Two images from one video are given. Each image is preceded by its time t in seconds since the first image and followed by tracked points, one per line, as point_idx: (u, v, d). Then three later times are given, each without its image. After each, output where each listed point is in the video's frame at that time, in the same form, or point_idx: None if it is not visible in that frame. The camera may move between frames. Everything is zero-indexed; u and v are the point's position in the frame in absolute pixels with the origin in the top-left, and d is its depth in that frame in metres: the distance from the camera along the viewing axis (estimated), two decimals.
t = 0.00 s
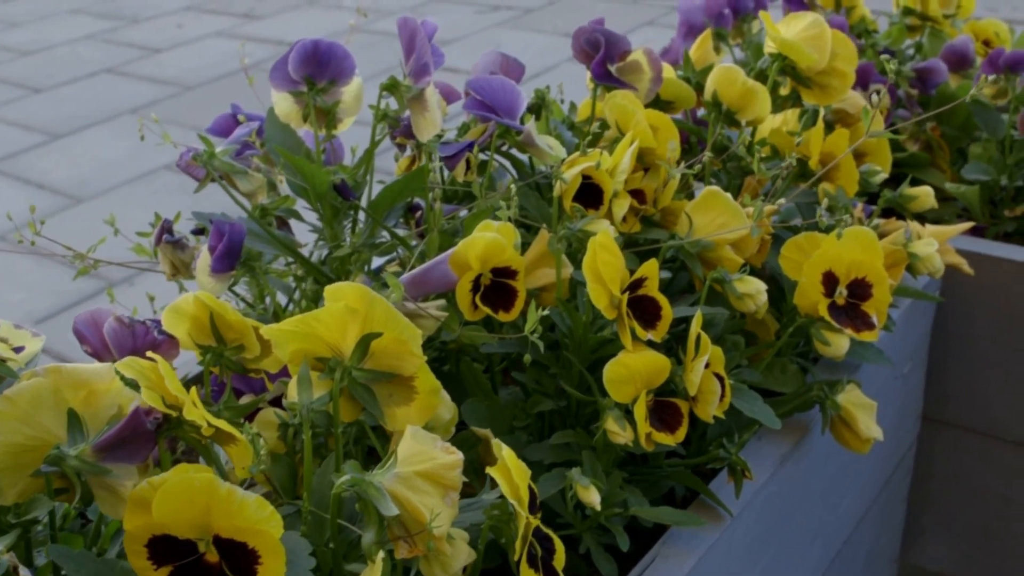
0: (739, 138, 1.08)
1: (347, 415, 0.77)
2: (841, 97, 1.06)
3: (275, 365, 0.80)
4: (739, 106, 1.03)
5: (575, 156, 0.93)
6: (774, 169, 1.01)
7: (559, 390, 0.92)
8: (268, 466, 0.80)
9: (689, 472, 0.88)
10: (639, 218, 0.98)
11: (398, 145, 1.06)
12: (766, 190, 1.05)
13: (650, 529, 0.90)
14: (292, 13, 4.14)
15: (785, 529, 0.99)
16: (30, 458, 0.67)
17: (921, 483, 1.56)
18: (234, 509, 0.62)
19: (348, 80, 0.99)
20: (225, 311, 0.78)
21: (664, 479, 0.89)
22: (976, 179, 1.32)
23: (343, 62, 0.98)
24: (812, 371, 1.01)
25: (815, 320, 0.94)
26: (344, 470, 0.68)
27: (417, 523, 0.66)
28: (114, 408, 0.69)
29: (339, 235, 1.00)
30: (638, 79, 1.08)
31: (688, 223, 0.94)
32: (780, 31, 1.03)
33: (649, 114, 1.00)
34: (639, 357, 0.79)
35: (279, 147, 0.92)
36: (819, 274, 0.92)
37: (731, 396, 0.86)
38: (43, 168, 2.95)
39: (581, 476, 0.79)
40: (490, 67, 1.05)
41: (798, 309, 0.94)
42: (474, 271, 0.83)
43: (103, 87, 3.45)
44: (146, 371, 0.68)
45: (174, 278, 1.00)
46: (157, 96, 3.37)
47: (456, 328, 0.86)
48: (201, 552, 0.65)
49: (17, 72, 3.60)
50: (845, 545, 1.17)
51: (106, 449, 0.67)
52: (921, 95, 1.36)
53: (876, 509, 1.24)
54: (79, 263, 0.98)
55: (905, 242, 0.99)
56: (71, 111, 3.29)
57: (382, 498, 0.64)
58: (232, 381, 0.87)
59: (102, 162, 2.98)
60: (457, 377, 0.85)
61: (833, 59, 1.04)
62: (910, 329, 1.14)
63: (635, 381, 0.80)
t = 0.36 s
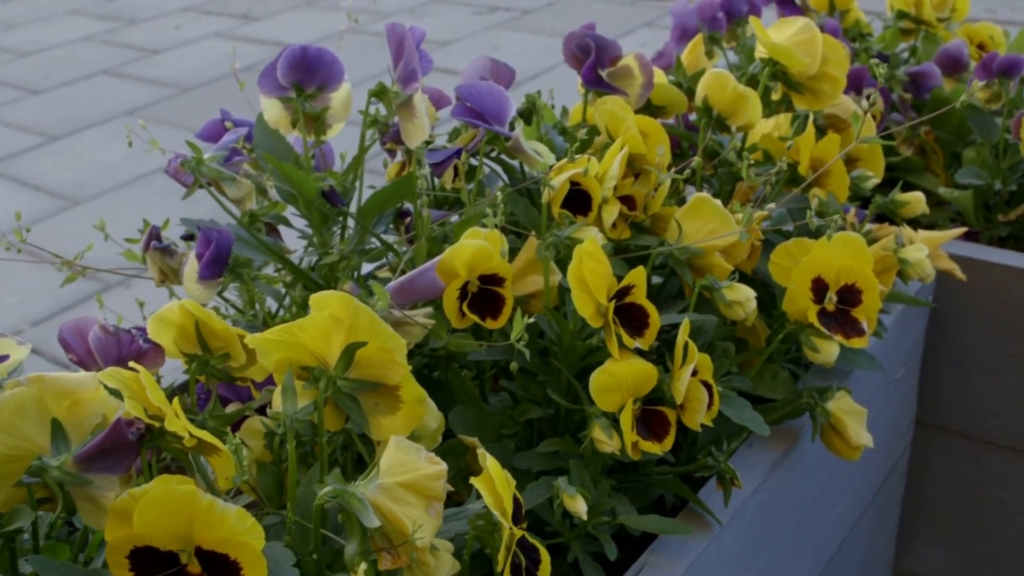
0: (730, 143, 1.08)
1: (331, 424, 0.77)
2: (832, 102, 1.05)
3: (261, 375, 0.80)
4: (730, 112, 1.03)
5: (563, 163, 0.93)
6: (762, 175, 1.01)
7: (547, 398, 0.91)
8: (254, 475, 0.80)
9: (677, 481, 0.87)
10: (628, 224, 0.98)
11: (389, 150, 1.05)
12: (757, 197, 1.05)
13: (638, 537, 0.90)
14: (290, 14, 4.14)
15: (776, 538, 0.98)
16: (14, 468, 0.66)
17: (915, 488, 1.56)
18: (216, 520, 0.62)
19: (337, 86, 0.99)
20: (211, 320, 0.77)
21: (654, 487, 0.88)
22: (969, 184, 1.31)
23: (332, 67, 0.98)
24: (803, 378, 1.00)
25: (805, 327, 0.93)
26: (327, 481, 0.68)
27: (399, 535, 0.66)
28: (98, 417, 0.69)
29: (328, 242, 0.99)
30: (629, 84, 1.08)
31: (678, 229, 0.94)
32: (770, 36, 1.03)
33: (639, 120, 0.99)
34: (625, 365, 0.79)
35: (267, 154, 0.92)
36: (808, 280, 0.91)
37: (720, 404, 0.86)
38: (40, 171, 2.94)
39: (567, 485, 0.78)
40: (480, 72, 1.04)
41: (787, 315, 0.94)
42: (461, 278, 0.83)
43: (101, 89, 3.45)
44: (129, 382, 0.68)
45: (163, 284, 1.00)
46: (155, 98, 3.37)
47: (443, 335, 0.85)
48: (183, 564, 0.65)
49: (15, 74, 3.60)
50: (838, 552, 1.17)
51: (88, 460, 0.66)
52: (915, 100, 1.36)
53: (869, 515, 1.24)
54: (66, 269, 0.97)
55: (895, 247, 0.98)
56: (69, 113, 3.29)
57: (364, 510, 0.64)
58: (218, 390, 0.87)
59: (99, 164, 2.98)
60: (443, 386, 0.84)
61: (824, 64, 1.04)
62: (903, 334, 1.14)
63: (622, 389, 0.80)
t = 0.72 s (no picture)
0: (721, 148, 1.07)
1: (315, 433, 0.77)
2: (824, 107, 1.05)
3: (248, 382, 0.80)
4: (720, 117, 1.03)
5: (552, 169, 0.92)
6: (753, 181, 1.00)
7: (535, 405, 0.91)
8: (240, 484, 0.79)
9: (666, 489, 0.87)
10: (618, 230, 0.97)
11: (378, 156, 1.05)
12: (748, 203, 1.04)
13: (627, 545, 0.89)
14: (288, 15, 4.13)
15: (766, 545, 0.98)
16: None
17: (909, 493, 1.55)
18: (197, 533, 0.62)
19: (326, 92, 0.99)
20: (197, 328, 0.77)
21: (643, 495, 0.88)
22: (963, 189, 1.31)
23: (321, 73, 0.97)
24: (794, 385, 1.00)
25: (795, 334, 0.93)
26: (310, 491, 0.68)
27: (383, 546, 0.66)
28: (82, 426, 0.69)
29: (317, 249, 0.99)
30: (620, 89, 1.07)
31: (667, 236, 0.93)
32: (761, 41, 1.02)
33: (629, 125, 0.99)
34: (612, 374, 0.78)
35: (255, 160, 0.91)
36: (797, 287, 0.91)
37: (708, 412, 0.85)
38: (37, 172, 2.94)
39: (554, 495, 0.78)
40: (471, 77, 1.04)
41: (777, 322, 0.94)
42: (447, 285, 0.83)
43: (98, 90, 3.44)
44: (110, 394, 0.67)
45: (152, 291, 0.99)
46: (152, 99, 3.36)
47: (430, 343, 0.85)
48: None
49: (12, 75, 3.60)
50: (830, 559, 1.16)
51: (70, 471, 0.66)
52: (909, 104, 1.36)
53: (862, 521, 1.23)
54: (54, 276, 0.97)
55: (886, 254, 0.98)
56: (66, 115, 3.29)
57: (347, 521, 0.63)
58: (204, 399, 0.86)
59: (96, 166, 2.98)
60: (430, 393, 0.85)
61: (816, 69, 1.03)
62: (896, 340, 1.13)
63: (609, 398, 0.80)
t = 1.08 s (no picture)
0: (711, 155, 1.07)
1: (299, 443, 0.76)
2: (814, 113, 1.04)
3: (231, 393, 0.80)
4: (710, 123, 1.02)
5: (539, 177, 0.91)
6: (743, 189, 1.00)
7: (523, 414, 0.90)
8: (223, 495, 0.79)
9: (654, 498, 0.86)
10: (607, 237, 0.97)
11: (367, 162, 1.05)
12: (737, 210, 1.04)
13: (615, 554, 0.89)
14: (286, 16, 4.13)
15: (755, 554, 0.97)
16: None
17: (903, 498, 1.55)
18: (175, 546, 0.61)
19: (314, 98, 0.98)
20: (180, 338, 0.77)
21: (630, 504, 0.87)
22: (956, 194, 1.31)
23: (309, 80, 0.97)
24: (785, 393, 0.99)
25: (784, 343, 0.92)
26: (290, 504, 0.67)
27: (363, 558, 0.65)
28: (64, 437, 0.68)
29: (304, 256, 0.99)
30: (610, 95, 1.07)
31: (656, 244, 0.93)
32: (751, 49, 1.02)
33: (618, 131, 0.98)
34: (598, 384, 0.78)
35: (241, 168, 0.91)
36: (786, 296, 0.90)
37: (695, 421, 0.85)
38: (34, 174, 2.94)
39: (538, 505, 0.78)
40: (460, 83, 1.04)
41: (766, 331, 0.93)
42: (433, 294, 0.82)
43: (95, 92, 3.44)
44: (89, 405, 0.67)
45: (139, 299, 0.99)
46: (149, 101, 3.36)
47: (416, 352, 0.84)
48: None
49: (10, 76, 3.59)
50: (821, 567, 1.15)
51: (49, 484, 0.65)
52: (902, 109, 1.37)
53: (854, 528, 1.22)
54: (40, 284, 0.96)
55: (876, 262, 0.97)
56: (63, 116, 3.29)
57: (327, 534, 0.63)
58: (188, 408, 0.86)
59: (93, 168, 2.98)
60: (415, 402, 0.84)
61: (805, 75, 1.03)
62: (887, 346, 1.13)
63: (594, 408, 0.79)
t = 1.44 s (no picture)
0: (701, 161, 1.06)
1: (282, 454, 0.76)
2: (804, 120, 1.04)
3: (214, 404, 0.79)
4: (700, 130, 1.02)
5: (525, 185, 0.91)
6: (732, 196, 0.99)
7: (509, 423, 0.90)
8: (207, 504, 0.79)
9: (641, 508, 0.85)
10: (595, 245, 0.96)
11: (356, 169, 1.04)
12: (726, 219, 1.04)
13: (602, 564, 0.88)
14: (284, 17, 4.13)
15: (743, 563, 0.97)
16: None
17: (895, 504, 1.54)
18: (153, 561, 0.61)
19: (301, 105, 0.98)
20: (163, 348, 0.76)
21: (617, 513, 0.87)
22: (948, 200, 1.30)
23: (295, 86, 0.96)
24: (774, 401, 0.99)
25: (772, 351, 0.92)
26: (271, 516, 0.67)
27: (343, 571, 0.65)
28: (47, 448, 0.67)
29: (291, 263, 0.98)
30: (600, 100, 1.06)
31: (643, 252, 0.92)
32: (741, 55, 1.01)
33: (606, 138, 0.98)
34: (584, 394, 0.77)
35: (226, 175, 0.91)
36: (775, 304, 0.90)
37: (682, 430, 0.85)
38: (30, 176, 2.93)
39: (523, 516, 0.77)
40: (447, 90, 1.05)
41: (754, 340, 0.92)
42: (419, 303, 0.82)
43: (92, 93, 3.44)
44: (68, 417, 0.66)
45: (126, 307, 0.98)
46: (147, 102, 3.35)
47: (402, 361, 0.84)
48: None
49: (7, 78, 3.59)
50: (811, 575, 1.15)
51: (28, 497, 0.65)
52: (896, 113, 1.37)
53: (846, 535, 1.22)
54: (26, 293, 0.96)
55: (866, 270, 0.96)
56: (60, 118, 3.28)
57: (307, 547, 0.63)
58: (172, 418, 0.85)
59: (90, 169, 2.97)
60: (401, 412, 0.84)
61: (796, 82, 1.03)
62: (879, 353, 1.12)
63: (580, 418, 0.79)
